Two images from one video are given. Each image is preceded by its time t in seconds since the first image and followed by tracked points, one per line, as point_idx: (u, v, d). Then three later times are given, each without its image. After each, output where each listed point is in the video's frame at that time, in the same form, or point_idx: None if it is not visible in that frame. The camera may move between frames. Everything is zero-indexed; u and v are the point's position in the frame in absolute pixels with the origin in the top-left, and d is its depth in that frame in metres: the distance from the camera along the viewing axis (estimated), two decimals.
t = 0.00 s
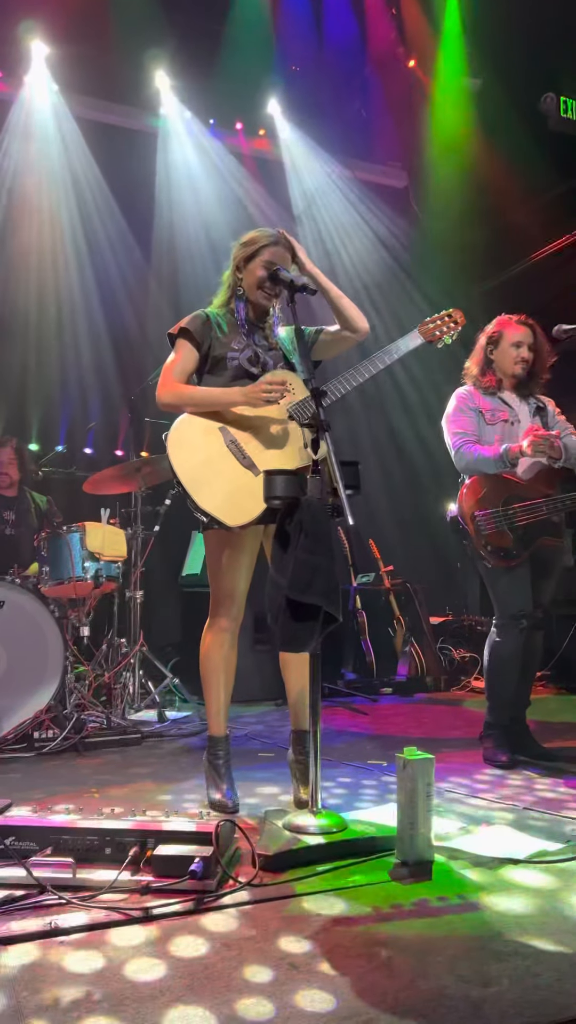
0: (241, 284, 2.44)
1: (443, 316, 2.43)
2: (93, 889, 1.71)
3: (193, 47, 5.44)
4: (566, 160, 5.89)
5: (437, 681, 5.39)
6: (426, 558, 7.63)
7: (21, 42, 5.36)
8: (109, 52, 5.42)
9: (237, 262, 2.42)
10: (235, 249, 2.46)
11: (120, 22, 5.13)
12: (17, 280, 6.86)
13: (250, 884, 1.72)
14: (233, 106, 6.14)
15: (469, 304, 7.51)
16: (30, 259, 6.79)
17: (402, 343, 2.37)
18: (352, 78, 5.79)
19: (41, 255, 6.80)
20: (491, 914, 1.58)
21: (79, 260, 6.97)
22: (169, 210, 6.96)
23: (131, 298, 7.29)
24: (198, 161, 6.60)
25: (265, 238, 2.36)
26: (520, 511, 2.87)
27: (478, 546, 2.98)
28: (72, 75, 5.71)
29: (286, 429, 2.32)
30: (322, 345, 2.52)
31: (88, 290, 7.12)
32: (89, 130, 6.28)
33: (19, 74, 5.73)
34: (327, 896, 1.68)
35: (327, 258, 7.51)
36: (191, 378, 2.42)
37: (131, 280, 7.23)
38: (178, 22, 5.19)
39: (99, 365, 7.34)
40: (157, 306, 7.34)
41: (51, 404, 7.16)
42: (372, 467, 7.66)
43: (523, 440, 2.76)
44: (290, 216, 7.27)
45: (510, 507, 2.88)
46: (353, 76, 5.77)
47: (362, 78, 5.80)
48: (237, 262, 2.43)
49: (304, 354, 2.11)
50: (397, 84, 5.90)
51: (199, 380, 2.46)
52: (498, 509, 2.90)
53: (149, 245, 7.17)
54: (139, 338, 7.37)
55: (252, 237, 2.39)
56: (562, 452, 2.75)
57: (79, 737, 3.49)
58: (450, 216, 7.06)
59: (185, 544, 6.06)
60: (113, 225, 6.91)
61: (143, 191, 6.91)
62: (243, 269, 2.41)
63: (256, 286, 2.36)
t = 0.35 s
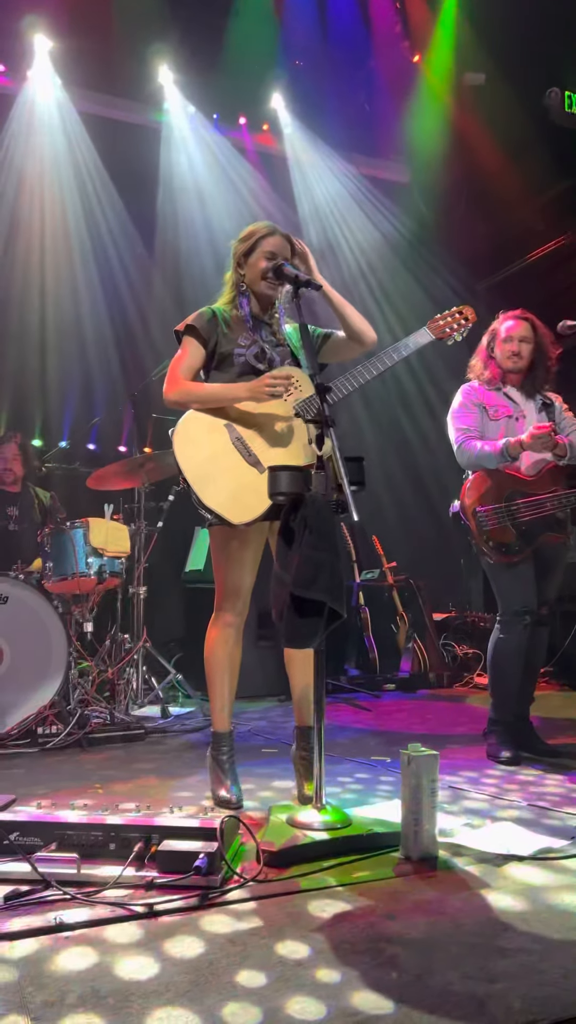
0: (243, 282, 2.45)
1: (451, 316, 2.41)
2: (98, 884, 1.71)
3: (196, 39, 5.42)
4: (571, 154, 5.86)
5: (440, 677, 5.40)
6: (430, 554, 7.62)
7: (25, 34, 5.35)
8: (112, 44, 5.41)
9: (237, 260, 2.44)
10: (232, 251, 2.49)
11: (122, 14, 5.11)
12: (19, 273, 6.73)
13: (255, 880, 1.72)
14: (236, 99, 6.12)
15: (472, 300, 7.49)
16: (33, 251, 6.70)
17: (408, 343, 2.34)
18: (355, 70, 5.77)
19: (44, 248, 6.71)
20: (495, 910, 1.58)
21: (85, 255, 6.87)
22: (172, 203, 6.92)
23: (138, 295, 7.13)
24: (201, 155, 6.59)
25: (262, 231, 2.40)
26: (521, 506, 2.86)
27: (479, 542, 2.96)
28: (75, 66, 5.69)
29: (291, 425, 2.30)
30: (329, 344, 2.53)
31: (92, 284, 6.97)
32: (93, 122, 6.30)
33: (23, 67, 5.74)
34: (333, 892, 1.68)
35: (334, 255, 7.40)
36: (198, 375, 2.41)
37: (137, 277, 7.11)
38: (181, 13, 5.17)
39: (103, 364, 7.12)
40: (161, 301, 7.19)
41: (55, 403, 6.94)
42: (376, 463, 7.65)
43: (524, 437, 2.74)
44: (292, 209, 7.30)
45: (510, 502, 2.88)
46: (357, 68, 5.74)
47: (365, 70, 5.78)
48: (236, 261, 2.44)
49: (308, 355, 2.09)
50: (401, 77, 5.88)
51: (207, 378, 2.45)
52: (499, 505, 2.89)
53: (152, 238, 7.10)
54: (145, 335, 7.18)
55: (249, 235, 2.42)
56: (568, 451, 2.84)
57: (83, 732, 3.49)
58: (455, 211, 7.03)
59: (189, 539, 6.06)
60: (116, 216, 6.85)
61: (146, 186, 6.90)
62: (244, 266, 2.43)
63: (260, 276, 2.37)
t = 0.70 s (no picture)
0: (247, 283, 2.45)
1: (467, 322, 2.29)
2: (106, 882, 1.72)
3: (199, 38, 5.40)
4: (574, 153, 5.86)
5: (440, 674, 5.41)
6: (431, 552, 7.63)
7: (27, 33, 5.33)
8: (115, 43, 5.39)
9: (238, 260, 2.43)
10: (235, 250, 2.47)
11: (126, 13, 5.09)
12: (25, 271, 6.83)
13: (262, 878, 1.74)
14: (240, 99, 6.11)
15: (474, 298, 7.48)
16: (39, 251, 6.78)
17: (425, 344, 2.25)
18: (359, 71, 5.76)
19: (49, 248, 6.78)
20: (501, 909, 1.59)
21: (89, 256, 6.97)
22: (175, 203, 7.00)
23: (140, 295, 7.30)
24: (205, 156, 6.59)
25: (266, 232, 2.37)
26: (525, 503, 2.85)
27: (482, 537, 2.98)
28: (78, 65, 5.68)
29: (297, 428, 2.30)
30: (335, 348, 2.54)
31: (95, 281, 7.11)
32: (97, 123, 6.26)
33: (26, 67, 5.72)
34: (339, 890, 1.69)
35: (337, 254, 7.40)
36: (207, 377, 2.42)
37: (140, 274, 7.25)
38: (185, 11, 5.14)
39: (107, 357, 7.32)
40: (163, 298, 7.35)
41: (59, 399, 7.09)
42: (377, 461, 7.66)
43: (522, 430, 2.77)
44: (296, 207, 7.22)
45: (514, 498, 2.88)
46: (360, 68, 5.72)
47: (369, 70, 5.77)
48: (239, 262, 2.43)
49: (314, 356, 2.09)
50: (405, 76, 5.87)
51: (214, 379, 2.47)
52: (503, 502, 2.89)
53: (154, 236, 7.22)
54: (147, 334, 7.39)
55: (252, 236, 2.40)
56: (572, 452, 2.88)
57: (86, 730, 3.50)
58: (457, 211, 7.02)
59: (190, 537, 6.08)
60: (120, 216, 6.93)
61: (150, 186, 6.97)
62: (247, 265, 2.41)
63: (266, 281, 2.37)
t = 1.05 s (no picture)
0: (254, 286, 2.47)
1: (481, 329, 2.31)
2: (117, 884, 1.73)
3: (202, 38, 5.42)
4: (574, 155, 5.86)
5: (439, 674, 5.45)
6: (429, 552, 7.66)
7: (30, 33, 5.34)
8: (117, 42, 5.40)
9: (243, 266, 2.44)
10: (238, 255, 2.49)
11: (129, 12, 5.10)
12: (29, 269, 6.76)
13: (272, 881, 1.75)
14: (241, 99, 6.12)
15: (474, 299, 7.50)
16: (44, 249, 6.71)
17: (436, 352, 2.24)
18: (361, 71, 5.76)
19: (54, 246, 6.71)
20: (510, 913, 1.60)
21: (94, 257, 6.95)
22: (180, 203, 6.97)
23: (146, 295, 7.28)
24: (207, 155, 6.59)
25: (267, 236, 2.38)
26: (534, 501, 2.85)
27: (488, 539, 3.01)
28: (81, 65, 5.70)
29: (304, 433, 2.27)
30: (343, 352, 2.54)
31: (100, 278, 7.05)
32: (102, 121, 6.28)
33: (30, 67, 5.73)
34: (348, 892, 1.70)
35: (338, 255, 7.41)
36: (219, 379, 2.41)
37: (145, 272, 7.19)
38: (188, 10, 5.15)
39: (110, 354, 7.32)
40: (167, 296, 7.31)
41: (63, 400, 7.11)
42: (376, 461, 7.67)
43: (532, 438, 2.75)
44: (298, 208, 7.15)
45: (521, 498, 2.88)
46: (362, 68, 5.72)
47: (371, 68, 5.74)
48: (244, 267, 2.45)
49: (323, 358, 2.12)
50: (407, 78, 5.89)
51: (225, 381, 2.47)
52: (509, 503, 2.90)
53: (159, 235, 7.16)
54: (153, 334, 7.37)
55: (254, 240, 2.40)
56: None
57: (89, 729, 3.51)
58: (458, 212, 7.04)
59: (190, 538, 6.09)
60: (124, 215, 6.90)
61: (155, 184, 6.95)
62: (253, 270, 2.43)
63: (272, 283, 2.39)
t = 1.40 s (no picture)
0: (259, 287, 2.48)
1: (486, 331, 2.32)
2: (123, 885, 1.74)
3: (200, 38, 5.40)
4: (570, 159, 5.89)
5: (434, 675, 5.45)
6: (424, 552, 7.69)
7: (28, 32, 5.33)
8: (115, 42, 5.39)
9: (247, 268, 2.47)
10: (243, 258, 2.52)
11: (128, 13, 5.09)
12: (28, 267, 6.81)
13: (276, 883, 1.76)
14: (239, 101, 6.12)
15: (470, 300, 7.52)
16: (43, 247, 6.75)
17: (440, 353, 2.24)
18: (360, 73, 5.75)
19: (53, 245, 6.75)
20: (513, 914, 1.62)
21: (93, 256, 6.98)
22: (179, 204, 6.99)
23: (145, 294, 7.33)
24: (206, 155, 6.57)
25: (271, 237, 2.41)
26: (538, 502, 2.86)
27: (493, 533, 3.03)
28: (79, 65, 5.68)
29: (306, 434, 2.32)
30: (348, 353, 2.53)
31: (99, 277, 7.10)
32: (101, 121, 6.27)
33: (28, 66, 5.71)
34: (353, 894, 1.72)
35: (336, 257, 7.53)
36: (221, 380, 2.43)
37: (144, 271, 7.24)
38: (188, 11, 5.13)
39: (110, 352, 7.35)
40: (166, 295, 7.38)
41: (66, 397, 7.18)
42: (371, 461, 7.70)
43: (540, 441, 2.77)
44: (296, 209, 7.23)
45: (528, 497, 2.89)
46: (361, 69, 5.72)
47: (370, 70, 5.73)
48: (248, 269, 2.49)
49: (326, 361, 2.05)
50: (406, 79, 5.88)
51: (228, 381, 2.47)
52: (514, 500, 2.92)
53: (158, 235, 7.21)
54: (152, 332, 7.42)
55: (258, 241, 2.44)
56: None
57: (88, 729, 3.52)
58: (454, 214, 7.06)
59: (186, 538, 6.10)
60: (124, 215, 6.92)
61: (154, 184, 6.98)
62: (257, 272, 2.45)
63: (276, 283, 2.40)
